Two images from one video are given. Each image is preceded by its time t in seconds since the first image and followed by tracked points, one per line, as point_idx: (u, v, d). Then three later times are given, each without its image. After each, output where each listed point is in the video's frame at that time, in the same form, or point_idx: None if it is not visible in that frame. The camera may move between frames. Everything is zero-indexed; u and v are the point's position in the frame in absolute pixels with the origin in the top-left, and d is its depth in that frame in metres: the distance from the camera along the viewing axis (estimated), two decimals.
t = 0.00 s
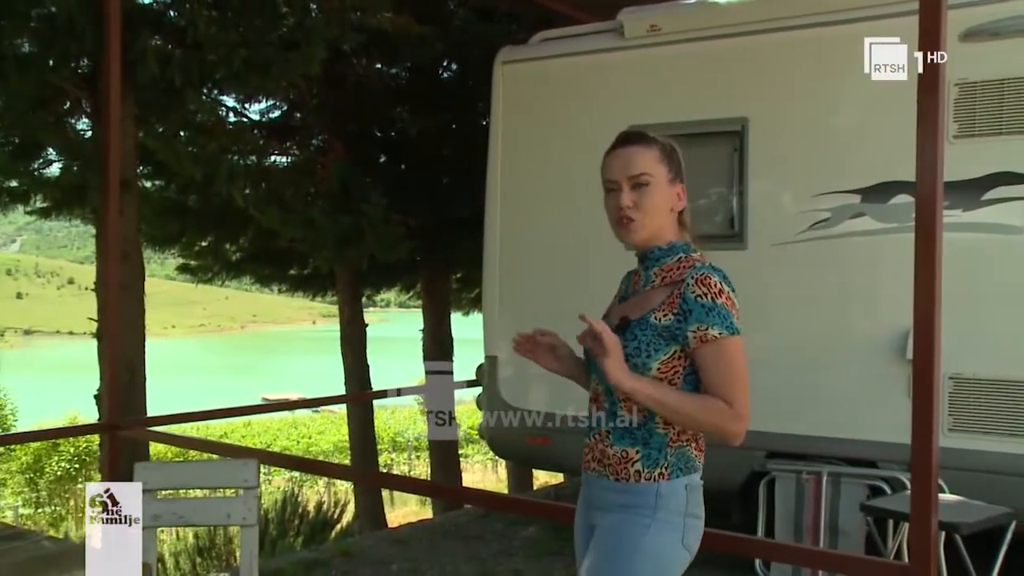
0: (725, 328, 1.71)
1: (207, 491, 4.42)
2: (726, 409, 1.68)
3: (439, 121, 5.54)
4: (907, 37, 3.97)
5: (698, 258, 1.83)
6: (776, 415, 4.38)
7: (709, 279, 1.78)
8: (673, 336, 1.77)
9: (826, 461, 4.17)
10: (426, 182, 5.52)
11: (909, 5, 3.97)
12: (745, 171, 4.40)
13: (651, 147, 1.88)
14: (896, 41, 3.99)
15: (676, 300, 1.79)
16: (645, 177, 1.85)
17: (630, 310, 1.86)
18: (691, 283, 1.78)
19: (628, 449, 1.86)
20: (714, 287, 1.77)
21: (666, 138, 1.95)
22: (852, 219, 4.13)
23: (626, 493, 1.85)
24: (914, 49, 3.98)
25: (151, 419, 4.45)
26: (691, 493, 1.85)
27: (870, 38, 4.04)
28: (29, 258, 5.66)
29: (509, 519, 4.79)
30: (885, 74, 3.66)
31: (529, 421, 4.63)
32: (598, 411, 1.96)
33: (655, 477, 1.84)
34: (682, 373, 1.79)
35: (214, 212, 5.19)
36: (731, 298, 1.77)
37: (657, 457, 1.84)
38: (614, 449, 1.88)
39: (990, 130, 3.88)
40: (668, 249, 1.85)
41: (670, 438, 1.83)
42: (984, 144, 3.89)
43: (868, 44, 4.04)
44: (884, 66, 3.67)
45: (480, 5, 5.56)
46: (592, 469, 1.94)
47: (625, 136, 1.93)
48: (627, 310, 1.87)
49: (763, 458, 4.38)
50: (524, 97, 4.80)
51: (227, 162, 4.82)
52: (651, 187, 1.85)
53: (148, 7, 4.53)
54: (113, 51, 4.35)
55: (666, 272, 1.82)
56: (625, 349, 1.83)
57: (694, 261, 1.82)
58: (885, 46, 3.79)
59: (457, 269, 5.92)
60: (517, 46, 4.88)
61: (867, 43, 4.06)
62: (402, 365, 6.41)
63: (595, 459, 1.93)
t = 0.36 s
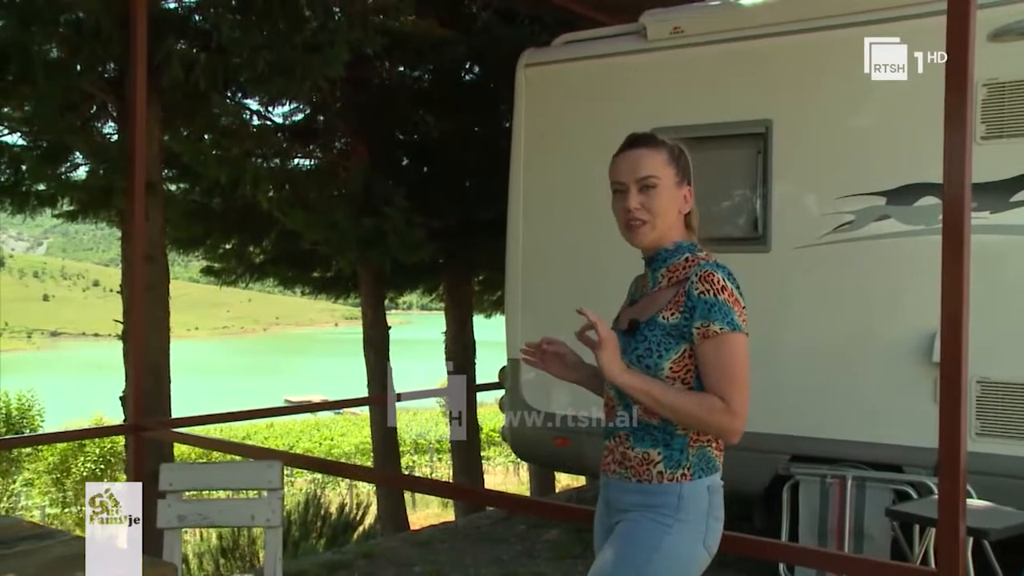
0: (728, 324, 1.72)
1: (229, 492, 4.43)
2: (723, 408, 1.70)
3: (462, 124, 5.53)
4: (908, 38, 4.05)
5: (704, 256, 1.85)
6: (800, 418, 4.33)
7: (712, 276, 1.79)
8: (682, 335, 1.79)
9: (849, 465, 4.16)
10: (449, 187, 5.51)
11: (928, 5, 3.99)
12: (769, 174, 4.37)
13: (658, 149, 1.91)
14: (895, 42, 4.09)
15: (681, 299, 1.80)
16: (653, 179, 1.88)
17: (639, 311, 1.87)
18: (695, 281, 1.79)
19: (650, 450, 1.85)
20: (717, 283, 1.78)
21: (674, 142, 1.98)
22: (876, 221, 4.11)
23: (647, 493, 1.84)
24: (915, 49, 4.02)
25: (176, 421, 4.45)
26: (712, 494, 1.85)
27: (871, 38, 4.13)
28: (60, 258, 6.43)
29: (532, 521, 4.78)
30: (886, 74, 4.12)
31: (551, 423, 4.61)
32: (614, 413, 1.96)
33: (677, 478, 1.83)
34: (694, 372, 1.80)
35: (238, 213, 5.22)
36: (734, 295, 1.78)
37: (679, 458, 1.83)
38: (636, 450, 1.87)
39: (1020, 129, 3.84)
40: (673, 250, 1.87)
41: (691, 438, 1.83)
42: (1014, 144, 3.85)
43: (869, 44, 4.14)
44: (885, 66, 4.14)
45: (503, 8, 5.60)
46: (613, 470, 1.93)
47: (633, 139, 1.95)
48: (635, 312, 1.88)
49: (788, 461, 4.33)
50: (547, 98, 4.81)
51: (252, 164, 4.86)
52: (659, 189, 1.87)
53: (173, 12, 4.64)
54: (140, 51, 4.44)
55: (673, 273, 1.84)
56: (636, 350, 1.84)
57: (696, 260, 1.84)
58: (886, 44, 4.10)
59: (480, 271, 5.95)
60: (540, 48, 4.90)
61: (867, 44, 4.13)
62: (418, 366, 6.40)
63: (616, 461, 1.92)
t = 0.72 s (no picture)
0: (746, 319, 1.75)
1: (249, 492, 4.45)
2: (754, 400, 1.71)
3: (481, 124, 5.60)
4: (908, 38, 4.05)
5: (714, 254, 1.87)
6: (821, 420, 4.30)
7: (725, 272, 1.81)
8: (695, 332, 1.80)
9: (869, 468, 4.13)
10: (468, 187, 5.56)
11: (937, 6, 4.00)
12: (789, 174, 4.35)
13: (664, 150, 1.91)
14: (896, 42, 4.08)
15: (694, 296, 1.82)
16: (660, 180, 1.88)
17: (652, 311, 1.89)
18: (707, 278, 1.81)
19: (661, 452, 1.85)
20: (731, 279, 1.80)
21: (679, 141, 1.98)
22: (898, 221, 4.08)
23: (657, 496, 1.85)
24: (915, 48, 4.03)
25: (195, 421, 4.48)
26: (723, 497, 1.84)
27: (871, 38, 4.13)
28: (81, 259, 6.04)
29: (551, 523, 4.77)
30: (885, 74, 4.11)
31: (570, 424, 4.60)
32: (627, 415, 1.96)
33: (687, 481, 1.83)
34: (707, 369, 1.80)
35: (257, 213, 5.19)
36: (748, 290, 1.80)
37: (689, 461, 1.83)
38: (647, 452, 1.87)
39: None
40: (682, 249, 1.89)
41: (702, 438, 1.83)
42: None
43: (869, 44, 4.14)
44: (885, 66, 4.13)
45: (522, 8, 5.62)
46: (624, 472, 1.93)
47: (638, 139, 1.95)
48: (649, 312, 1.90)
49: (807, 463, 4.28)
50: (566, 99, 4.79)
51: (271, 166, 4.91)
52: (666, 189, 1.88)
53: (191, 13, 4.64)
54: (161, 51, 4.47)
55: (683, 272, 1.86)
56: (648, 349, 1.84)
57: (708, 257, 1.86)
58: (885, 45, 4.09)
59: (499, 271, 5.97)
60: (559, 49, 4.89)
61: (867, 44, 4.14)
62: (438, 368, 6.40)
63: (627, 463, 1.92)
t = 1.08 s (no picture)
0: (739, 327, 1.65)
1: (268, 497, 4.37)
2: (741, 411, 1.63)
3: (504, 121, 5.63)
4: (908, 38, 4.01)
5: (722, 258, 1.77)
6: (851, 425, 4.20)
7: (721, 276, 1.72)
8: (691, 338, 1.72)
9: (902, 474, 4.01)
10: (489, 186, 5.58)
11: (932, 6, 3.96)
12: (819, 173, 4.24)
13: (672, 152, 1.81)
14: (896, 42, 4.05)
15: (692, 301, 1.73)
16: (663, 185, 1.79)
17: (653, 314, 1.83)
18: (705, 282, 1.72)
19: (655, 463, 1.81)
20: (728, 284, 1.71)
21: (699, 138, 1.87)
22: (932, 220, 3.97)
23: (652, 509, 1.82)
24: (915, 48, 3.98)
25: (214, 424, 4.42)
26: (720, 510, 1.78)
27: (871, 38, 4.10)
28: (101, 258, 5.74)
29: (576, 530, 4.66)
30: (885, 74, 4.07)
31: (595, 428, 4.50)
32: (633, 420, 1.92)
33: (679, 494, 1.78)
34: (704, 376, 1.72)
35: (276, 213, 5.27)
36: (747, 296, 1.70)
37: (682, 473, 1.78)
38: (642, 462, 1.83)
39: None
40: (691, 253, 1.80)
41: (695, 448, 1.77)
42: None
43: (869, 44, 4.11)
44: (885, 66, 4.08)
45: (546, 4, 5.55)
46: (625, 480, 1.91)
47: (651, 140, 1.86)
48: (654, 315, 1.83)
49: (840, 470, 4.17)
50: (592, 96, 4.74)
51: (291, 164, 4.90)
52: (670, 194, 1.79)
53: (212, 10, 4.58)
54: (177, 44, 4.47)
55: (689, 275, 1.77)
56: (645, 353, 1.79)
57: (710, 262, 1.76)
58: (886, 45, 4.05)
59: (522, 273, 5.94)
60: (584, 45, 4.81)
61: (867, 44, 4.11)
62: (458, 371, 6.38)
63: (627, 471, 1.89)
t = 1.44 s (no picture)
0: (724, 344, 1.60)
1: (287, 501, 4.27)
2: (721, 431, 1.59)
3: (528, 118, 5.50)
4: (908, 37, 3.96)
5: (714, 269, 1.72)
6: (883, 430, 4.06)
7: (710, 290, 1.67)
8: (676, 349, 1.67)
9: (940, 482, 3.91)
10: (513, 185, 5.50)
11: (921, 5, 3.97)
12: (853, 171, 4.13)
13: (645, 162, 1.76)
14: (895, 41, 3.99)
15: (680, 312, 1.68)
16: (635, 197, 1.75)
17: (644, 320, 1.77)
18: (694, 295, 1.67)
19: (634, 470, 1.78)
20: (716, 298, 1.66)
21: (679, 144, 1.81)
22: (971, 220, 3.84)
23: (631, 517, 1.78)
24: (915, 48, 3.95)
25: (234, 426, 4.32)
26: (699, 515, 1.72)
27: (871, 38, 4.04)
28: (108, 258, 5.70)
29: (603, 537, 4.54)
30: (885, 74, 4.04)
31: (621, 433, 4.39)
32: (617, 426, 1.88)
33: (657, 500, 1.74)
34: (688, 389, 1.67)
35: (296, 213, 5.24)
36: (735, 312, 1.66)
37: (659, 479, 1.74)
38: (623, 469, 1.80)
39: None
40: (674, 264, 1.75)
41: (673, 455, 1.73)
42: None
43: (868, 44, 4.05)
44: (885, 66, 4.04)
45: None
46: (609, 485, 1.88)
47: (628, 151, 1.82)
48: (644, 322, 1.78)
49: (875, 476, 4.04)
50: (623, 92, 4.67)
51: (311, 163, 4.89)
52: (643, 207, 1.75)
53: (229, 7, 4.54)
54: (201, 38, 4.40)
55: (680, 285, 1.72)
56: (630, 361, 1.73)
57: (699, 273, 1.71)
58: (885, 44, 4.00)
59: (547, 272, 5.88)
60: (611, 40, 4.74)
61: (866, 43, 4.05)
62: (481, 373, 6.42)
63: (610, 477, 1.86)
